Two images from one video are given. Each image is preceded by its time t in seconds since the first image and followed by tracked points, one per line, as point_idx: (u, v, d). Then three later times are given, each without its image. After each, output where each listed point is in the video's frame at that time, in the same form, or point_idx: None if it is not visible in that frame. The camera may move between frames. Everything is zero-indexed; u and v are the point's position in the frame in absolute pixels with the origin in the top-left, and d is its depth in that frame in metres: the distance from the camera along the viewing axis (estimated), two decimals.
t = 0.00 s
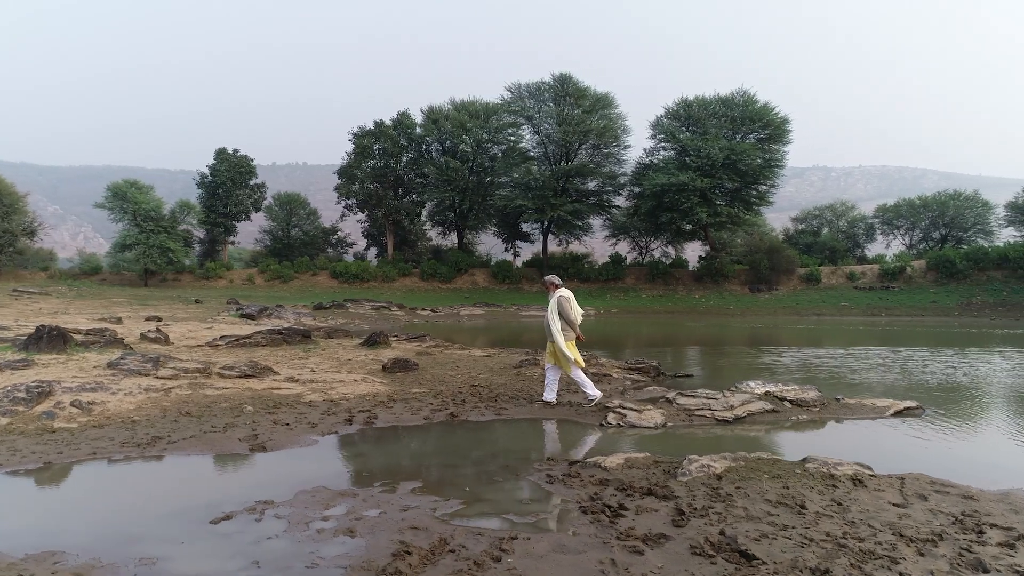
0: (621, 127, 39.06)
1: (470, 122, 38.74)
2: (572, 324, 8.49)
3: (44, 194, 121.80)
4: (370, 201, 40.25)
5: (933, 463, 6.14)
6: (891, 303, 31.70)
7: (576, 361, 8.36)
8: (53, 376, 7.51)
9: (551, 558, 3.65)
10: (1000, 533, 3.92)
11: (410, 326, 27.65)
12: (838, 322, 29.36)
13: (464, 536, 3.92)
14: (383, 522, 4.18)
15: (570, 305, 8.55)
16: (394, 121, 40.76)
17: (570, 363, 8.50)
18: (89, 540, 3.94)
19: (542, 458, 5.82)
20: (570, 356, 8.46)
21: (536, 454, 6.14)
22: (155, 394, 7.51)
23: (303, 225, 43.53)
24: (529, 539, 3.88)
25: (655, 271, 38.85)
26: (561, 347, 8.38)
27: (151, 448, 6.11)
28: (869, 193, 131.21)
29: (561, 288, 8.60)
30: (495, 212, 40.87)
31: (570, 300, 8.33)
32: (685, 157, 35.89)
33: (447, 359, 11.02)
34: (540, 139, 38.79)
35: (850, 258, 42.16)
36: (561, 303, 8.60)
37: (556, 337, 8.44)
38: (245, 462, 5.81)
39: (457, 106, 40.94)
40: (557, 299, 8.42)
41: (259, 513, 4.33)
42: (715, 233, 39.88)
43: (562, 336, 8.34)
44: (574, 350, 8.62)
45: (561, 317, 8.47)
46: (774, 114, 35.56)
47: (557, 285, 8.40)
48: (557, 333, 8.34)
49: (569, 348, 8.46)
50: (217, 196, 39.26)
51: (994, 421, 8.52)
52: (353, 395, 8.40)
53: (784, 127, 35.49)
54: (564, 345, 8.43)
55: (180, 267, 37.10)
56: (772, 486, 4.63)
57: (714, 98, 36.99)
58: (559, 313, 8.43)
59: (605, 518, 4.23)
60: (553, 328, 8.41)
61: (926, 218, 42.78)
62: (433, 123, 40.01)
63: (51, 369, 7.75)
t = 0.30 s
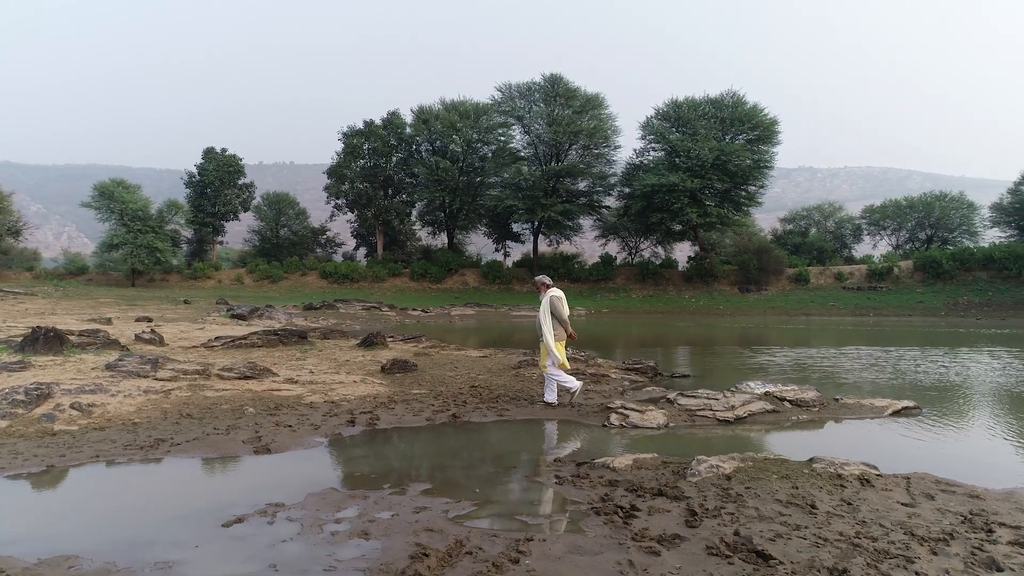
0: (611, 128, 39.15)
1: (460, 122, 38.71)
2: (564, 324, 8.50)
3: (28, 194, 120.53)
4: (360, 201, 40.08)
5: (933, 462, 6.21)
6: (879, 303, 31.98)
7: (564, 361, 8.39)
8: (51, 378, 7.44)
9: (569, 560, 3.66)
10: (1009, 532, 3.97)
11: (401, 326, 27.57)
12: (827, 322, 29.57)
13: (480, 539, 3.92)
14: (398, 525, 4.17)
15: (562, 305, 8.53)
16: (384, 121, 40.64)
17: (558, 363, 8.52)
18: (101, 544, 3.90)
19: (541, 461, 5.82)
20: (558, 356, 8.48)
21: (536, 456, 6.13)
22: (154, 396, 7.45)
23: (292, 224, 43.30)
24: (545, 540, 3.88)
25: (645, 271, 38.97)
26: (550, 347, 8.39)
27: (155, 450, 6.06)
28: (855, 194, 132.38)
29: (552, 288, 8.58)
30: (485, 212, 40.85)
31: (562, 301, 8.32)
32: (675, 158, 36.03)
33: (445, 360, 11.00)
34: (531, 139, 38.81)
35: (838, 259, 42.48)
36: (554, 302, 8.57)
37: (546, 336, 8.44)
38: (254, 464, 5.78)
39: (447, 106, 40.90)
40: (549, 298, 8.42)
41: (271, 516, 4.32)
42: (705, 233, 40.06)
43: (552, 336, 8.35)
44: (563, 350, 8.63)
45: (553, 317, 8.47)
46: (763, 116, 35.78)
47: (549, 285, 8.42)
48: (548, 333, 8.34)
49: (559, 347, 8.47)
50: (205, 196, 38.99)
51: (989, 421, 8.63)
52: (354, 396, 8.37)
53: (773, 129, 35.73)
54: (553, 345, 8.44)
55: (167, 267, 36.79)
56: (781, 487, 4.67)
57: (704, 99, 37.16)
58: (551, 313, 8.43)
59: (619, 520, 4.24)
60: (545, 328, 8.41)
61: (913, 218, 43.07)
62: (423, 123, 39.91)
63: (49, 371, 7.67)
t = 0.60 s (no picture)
0: (602, 129, 39.21)
1: (451, 122, 38.67)
2: (557, 324, 8.50)
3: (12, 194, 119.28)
4: (350, 201, 39.91)
5: (935, 462, 6.28)
6: (868, 303, 32.25)
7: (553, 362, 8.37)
8: (50, 380, 7.37)
9: (586, 561, 3.67)
10: (1019, 531, 4.02)
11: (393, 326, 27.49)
12: (817, 322, 29.80)
13: (497, 540, 3.92)
14: (412, 527, 4.16)
15: (554, 305, 8.50)
16: (375, 120, 40.51)
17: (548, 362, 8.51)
18: (114, 549, 3.87)
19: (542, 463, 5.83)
20: (551, 356, 8.48)
21: (537, 458, 6.14)
22: (155, 398, 7.40)
23: (281, 224, 43.08)
24: (561, 542, 3.89)
25: (636, 271, 39.09)
26: (541, 346, 8.37)
27: (159, 452, 6.01)
28: (842, 195, 133.43)
29: (544, 288, 8.57)
30: (476, 212, 40.81)
31: (556, 301, 8.32)
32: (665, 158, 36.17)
33: (443, 361, 10.99)
34: (522, 140, 38.82)
35: (827, 259, 42.79)
36: (546, 302, 8.54)
37: (538, 335, 8.43)
38: (260, 466, 5.76)
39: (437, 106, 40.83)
40: (542, 298, 8.41)
41: (284, 519, 4.30)
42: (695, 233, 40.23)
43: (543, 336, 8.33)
44: (555, 349, 8.62)
45: (546, 317, 8.47)
46: (753, 117, 35.99)
47: (542, 285, 8.42)
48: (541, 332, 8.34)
49: (550, 347, 8.44)
50: (194, 195, 38.74)
51: (985, 420, 8.73)
52: (355, 398, 8.35)
53: (763, 130, 35.92)
54: (544, 345, 8.42)
55: (156, 267, 36.49)
56: (791, 487, 4.70)
57: (695, 100, 37.32)
58: (545, 312, 8.43)
59: (632, 521, 4.26)
60: (538, 327, 8.41)
61: (900, 219, 43.42)
62: (413, 122, 39.81)
63: (48, 373, 7.60)
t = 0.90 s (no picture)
0: (594, 129, 39.26)
1: (443, 122, 38.62)
2: (548, 326, 8.49)
3: None
4: (341, 201, 39.75)
5: (938, 463, 6.33)
6: (858, 303, 32.49)
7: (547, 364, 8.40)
8: (50, 382, 7.30)
9: (606, 563, 3.69)
10: None
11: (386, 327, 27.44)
12: (808, 322, 29.99)
13: (514, 542, 3.93)
14: (428, 530, 4.16)
15: (547, 308, 8.54)
16: (366, 120, 40.37)
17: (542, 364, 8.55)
18: (129, 553, 3.86)
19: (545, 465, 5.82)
20: (544, 358, 8.47)
21: (539, 460, 6.13)
22: (157, 400, 7.35)
23: (272, 224, 42.87)
24: (578, 544, 3.90)
25: (628, 272, 39.18)
26: (533, 349, 8.42)
27: (164, 455, 5.97)
28: (830, 195, 134.35)
29: (537, 292, 8.63)
30: (468, 212, 40.76)
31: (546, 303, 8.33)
32: (657, 159, 36.27)
33: (443, 362, 10.99)
34: (514, 140, 38.80)
35: (817, 259, 43.05)
36: (538, 305, 8.58)
37: (531, 338, 8.48)
38: (269, 469, 5.74)
39: (429, 106, 40.78)
40: (533, 301, 8.45)
41: (298, 522, 4.29)
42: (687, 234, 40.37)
43: (536, 339, 8.37)
44: (549, 353, 8.60)
45: (538, 320, 8.49)
46: (744, 118, 36.17)
47: (532, 288, 8.49)
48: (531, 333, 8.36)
49: (544, 350, 8.48)
50: (183, 195, 38.48)
51: (981, 420, 8.82)
52: (357, 399, 8.34)
53: (754, 131, 36.10)
54: (538, 347, 8.46)
55: (145, 267, 36.21)
56: (802, 488, 4.73)
57: (686, 101, 37.44)
58: (536, 316, 8.47)
59: (647, 523, 4.28)
60: (530, 330, 8.43)
61: (889, 220, 43.74)
62: (405, 122, 39.69)
63: (47, 375, 7.53)
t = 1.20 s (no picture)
0: (586, 129, 39.31)
1: (434, 122, 38.59)
2: (538, 331, 8.47)
3: None
4: (332, 201, 39.60)
5: (941, 464, 6.39)
6: (848, 303, 32.73)
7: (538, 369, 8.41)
8: (52, 385, 7.24)
9: (626, 565, 3.70)
10: None
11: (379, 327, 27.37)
12: (799, 322, 30.18)
13: (532, 544, 3.94)
14: (444, 532, 4.16)
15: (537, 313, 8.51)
16: (358, 120, 40.24)
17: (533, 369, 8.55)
18: (145, 558, 3.84)
19: (543, 466, 5.87)
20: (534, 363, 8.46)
21: (535, 461, 6.19)
22: (160, 402, 7.30)
23: (262, 224, 42.66)
24: (596, 546, 3.91)
25: (619, 272, 39.27)
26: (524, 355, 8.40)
27: (171, 458, 5.93)
28: (818, 196, 135.21)
29: (528, 296, 8.59)
30: (460, 212, 40.71)
31: (535, 309, 8.30)
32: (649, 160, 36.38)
33: (443, 363, 10.98)
34: (506, 140, 38.80)
35: (806, 260, 43.31)
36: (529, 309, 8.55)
37: (521, 343, 8.47)
38: (276, 471, 5.72)
39: (420, 106, 40.72)
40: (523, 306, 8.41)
41: (313, 525, 4.28)
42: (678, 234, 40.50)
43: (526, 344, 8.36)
44: (541, 356, 8.60)
45: (528, 325, 8.47)
46: (735, 119, 36.37)
47: (523, 294, 8.46)
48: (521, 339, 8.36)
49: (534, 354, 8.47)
50: (173, 194, 38.23)
51: (978, 420, 8.93)
52: (360, 400, 8.32)
53: (744, 132, 36.30)
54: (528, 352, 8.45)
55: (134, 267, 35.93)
56: (813, 489, 4.76)
57: (678, 102, 37.58)
58: (526, 320, 8.46)
59: (662, 524, 4.29)
60: (520, 335, 8.42)
61: (877, 221, 44.09)
62: (397, 122, 39.59)
63: (48, 377, 7.47)
